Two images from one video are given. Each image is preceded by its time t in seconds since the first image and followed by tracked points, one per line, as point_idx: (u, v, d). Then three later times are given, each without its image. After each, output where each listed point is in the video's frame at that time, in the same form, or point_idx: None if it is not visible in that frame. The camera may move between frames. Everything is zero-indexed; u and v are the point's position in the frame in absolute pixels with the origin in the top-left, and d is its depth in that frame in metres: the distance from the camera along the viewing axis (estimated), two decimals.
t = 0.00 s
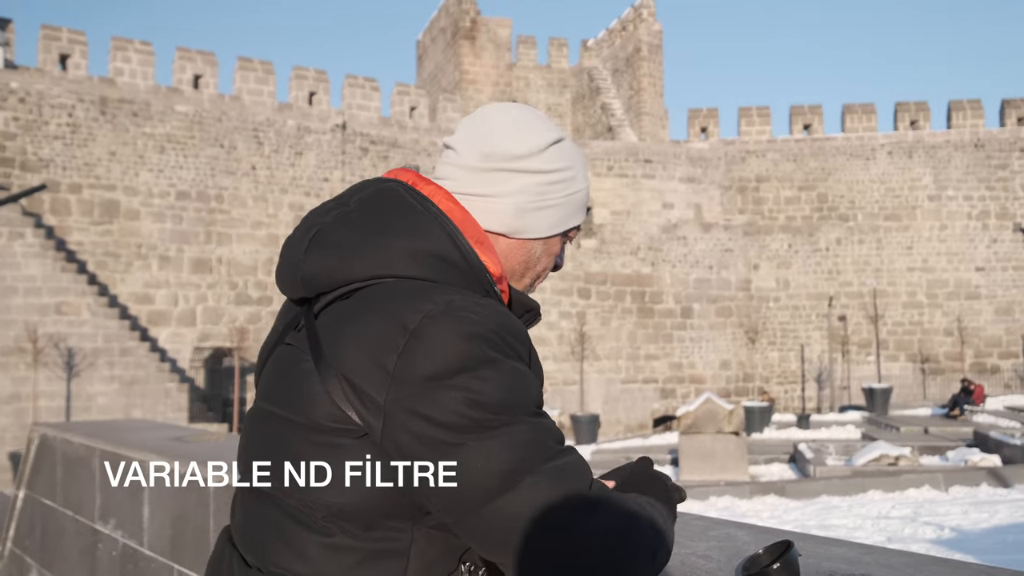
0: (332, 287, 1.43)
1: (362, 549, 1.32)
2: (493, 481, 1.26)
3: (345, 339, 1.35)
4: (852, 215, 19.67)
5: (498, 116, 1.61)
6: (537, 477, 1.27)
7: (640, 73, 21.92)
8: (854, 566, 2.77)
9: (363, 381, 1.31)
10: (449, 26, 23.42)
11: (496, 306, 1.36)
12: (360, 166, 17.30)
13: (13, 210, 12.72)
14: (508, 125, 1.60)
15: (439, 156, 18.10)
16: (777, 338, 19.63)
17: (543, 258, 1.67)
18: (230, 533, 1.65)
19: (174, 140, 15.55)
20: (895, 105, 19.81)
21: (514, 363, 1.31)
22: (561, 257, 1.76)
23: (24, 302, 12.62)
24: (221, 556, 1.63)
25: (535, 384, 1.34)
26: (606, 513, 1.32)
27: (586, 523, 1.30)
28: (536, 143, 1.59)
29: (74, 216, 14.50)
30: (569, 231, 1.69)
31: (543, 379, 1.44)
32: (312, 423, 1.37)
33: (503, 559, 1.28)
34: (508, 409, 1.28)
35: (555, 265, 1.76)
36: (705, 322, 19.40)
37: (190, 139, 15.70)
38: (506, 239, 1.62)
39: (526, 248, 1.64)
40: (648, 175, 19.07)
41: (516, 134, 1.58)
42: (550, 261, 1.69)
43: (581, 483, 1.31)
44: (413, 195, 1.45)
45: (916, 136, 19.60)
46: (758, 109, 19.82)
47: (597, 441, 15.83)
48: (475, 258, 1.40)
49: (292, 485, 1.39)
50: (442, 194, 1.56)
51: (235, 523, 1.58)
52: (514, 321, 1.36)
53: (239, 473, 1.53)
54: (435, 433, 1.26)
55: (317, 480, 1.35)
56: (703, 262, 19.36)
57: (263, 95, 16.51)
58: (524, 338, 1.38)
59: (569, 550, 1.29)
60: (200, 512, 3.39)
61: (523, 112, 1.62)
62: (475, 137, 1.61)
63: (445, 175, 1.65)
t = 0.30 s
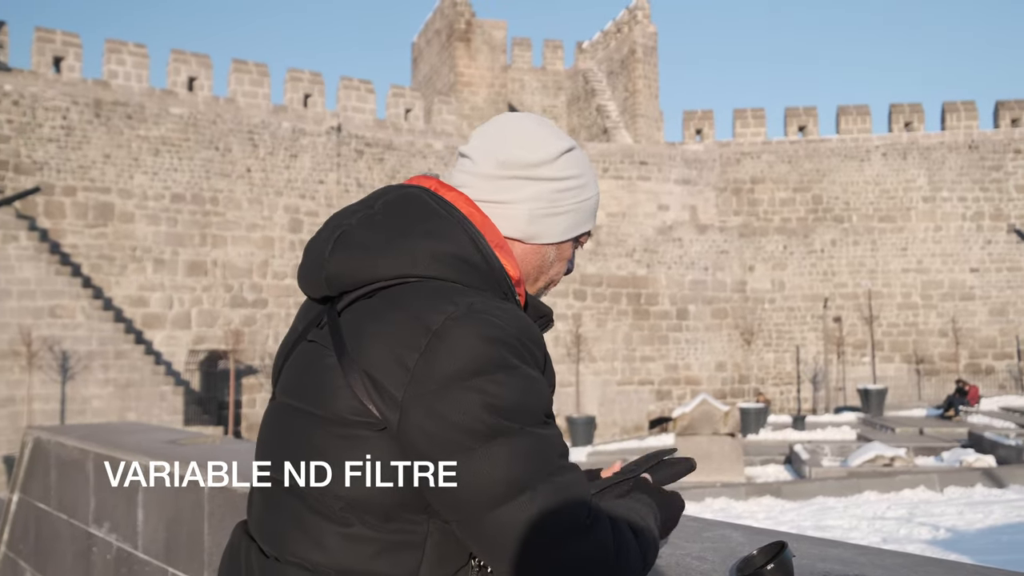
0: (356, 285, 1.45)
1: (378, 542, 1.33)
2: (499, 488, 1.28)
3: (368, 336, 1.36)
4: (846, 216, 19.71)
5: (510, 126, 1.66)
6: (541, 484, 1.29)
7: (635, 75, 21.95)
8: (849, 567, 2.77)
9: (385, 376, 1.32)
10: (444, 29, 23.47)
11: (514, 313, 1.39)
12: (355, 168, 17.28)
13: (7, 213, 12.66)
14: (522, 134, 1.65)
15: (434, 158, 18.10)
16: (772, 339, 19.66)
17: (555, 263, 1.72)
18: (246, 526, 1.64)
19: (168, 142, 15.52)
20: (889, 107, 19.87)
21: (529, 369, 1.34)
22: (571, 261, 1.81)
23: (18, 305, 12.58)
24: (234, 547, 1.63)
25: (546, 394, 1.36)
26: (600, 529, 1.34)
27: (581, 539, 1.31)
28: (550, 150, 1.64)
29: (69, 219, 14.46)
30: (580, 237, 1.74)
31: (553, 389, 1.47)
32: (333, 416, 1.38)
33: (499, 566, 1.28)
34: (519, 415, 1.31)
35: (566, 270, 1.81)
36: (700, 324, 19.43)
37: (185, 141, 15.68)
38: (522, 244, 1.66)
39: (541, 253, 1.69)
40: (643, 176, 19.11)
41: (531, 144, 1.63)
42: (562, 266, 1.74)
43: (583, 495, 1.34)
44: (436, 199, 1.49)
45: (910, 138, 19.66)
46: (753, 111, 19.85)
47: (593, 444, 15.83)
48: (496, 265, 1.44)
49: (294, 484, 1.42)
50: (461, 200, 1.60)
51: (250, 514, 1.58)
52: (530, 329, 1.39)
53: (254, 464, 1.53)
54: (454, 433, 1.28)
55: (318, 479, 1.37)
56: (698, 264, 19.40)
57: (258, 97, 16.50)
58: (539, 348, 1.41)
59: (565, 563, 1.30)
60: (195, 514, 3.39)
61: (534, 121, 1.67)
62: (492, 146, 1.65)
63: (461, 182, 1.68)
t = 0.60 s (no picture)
0: (356, 286, 1.46)
1: (375, 538, 1.33)
2: (493, 487, 1.28)
3: (368, 339, 1.36)
4: (841, 215, 19.74)
5: (508, 131, 1.67)
6: (537, 483, 1.30)
7: (629, 76, 21.98)
8: (845, 565, 2.76)
9: (382, 377, 1.32)
10: (437, 30, 23.47)
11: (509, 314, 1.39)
12: (350, 170, 17.27)
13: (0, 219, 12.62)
14: (518, 140, 1.66)
15: (428, 160, 18.10)
16: (768, 339, 19.68)
17: (553, 267, 1.74)
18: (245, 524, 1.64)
19: (162, 146, 15.49)
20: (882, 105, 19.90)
21: (524, 370, 1.33)
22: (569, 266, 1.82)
23: (12, 310, 12.55)
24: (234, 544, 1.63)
25: (541, 395, 1.36)
26: (594, 528, 1.34)
27: (575, 538, 1.31)
28: (545, 155, 1.65)
29: (62, 224, 14.43)
30: (577, 241, 1.76)
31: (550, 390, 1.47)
32: (331, 414, 1.38)
33: (496, 564, 1.28)
34: (514, 414, 1.31)
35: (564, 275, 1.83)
36: (695, 323, 19.45)
37: (179, 145, 15.66)
38: (519, 248, 1.68)
39: (538, 257, 1.70)
40: (637, 177, 19.12)
41: (528, 149, 1.64)
42: (559, 270, 1.75)
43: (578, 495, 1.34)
44: (435, 205, 1.49)
45: (904, 136, 19.69)
46: (746, 110, 19.88)
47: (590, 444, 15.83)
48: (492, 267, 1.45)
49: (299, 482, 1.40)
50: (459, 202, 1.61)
51: (248, 515, 1.57)
52: (527, 329, 1.39)
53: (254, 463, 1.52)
54: (450, 432, 1.28)
55: (317, 479, 1.36)
56: (693, 264, 19.43)
57: (251, 100, 16.49)
58: (536, 349, 1.41)
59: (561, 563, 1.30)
60: (190, 517, 3.37)
61: (531, 127, 1.67)
62: (490, 150, 1.67)
63: (460, 188, 1.70)
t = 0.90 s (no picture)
0: (347, 287, 1.45)
1: (369, 540, 1.33)
2: (486, 488, 1.27)
3: (360, 340, 1.35)
4: (835, 215, 19.80)
5: (500, 133, 1.66)
6: (528, 482, 1.29)
7: (623, 77, 22.01)
8: (841, 565, 2.76)
9: (373, 379, 1.32)
10: (431, 31, 23.46)
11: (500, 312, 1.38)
12: (344, 172, 17.25)
13: None
14: (510, 142, 1.65)
15: (422, 161, 18.08)
16: (762, 338, 19.72)
17: (545, 269, 1.72)
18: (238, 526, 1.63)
19: (155, 147, 15.45)
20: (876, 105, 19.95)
21: (516, 371, 1.33)
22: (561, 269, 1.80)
23: (5, 313, 12.50)
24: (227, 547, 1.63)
25: (534, 395, 1.35)
26: (586, 528, 1.33)
27: (567, 538, 1.30)
28: (537, 158, 1.64)
29: (55, 226, 14.38)
30: (569, 244, 1.74)
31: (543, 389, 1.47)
32: (324, 416, 1.37)
33: (489, 564, 1.28)
34: (506, 413, 1.30)
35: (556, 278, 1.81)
36: (690, 324, 19.46)
37: (172, 147, 15.61)
38: (511, 250, 1.66)
39: (531, 259, 1.69)
40: (631, 177, 19.12)
41: (519, 151, 1.63)
42: (550, 272, 1.74)
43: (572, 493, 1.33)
44: (426, 206, 1.48)
45: (897, 136, 19.74)
46: (741, 111, 19.91)
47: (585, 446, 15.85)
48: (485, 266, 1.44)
49: (296, 484, 1.39)
50: (450, 203, 1.60)
51: (242, 517, 1.57)
52: (518, 330, 1.38)
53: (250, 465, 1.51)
54: (442, 433, 1.27)
55: (317, 479, 1.36)
56: (688, 264, 19.45)
57: (245, 102, 16.46)
58: (527, 348, 1.40)
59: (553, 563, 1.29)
60: (184, 520, 3.36)
61: (523, 129, 1.67)
62: (481, 151, 1.65)
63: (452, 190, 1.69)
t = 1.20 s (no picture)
0: (342, 289, 1.44)
1: (368, 545, 1.32)
2: (489, 487, 1.27)
3: (357, 341, 1.34)
4: (830, 215, 19.80)
5: (495, 134, 1.65)
6: (528, 480, 1.28)
7: (617, 78, 22.03)
8: (838, 566, 2.74)
9: (372, 380, 1.31)
10: (425, 33, 23.50)
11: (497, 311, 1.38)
12: (338, 174, 17.28)
13: None
14: (505, 144, 1.64)
15: (416, 164, 18.10)
16: (758, 339, 19.69)
17: (538, 271, 1.73)
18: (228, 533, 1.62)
19: (150, 151, 15.48)
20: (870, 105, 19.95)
21: (514, 369, 1.32)
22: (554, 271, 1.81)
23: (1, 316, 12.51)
24: (219, 553, 1.61)
25: (532, 392, 1.35)
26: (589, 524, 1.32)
27: (570, 533, 1.29)
28: (532, 160, 1.63)
29: (51, 230, 14.41)
30: (563, 246, 1.75)
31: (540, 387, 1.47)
32: (320, 419, 1.36)
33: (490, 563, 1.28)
34: (504, 412, 1.30)
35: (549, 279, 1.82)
36: (686, 324, 19.45)
37: (167, 150, 15.64)
38: (506, 253, 1.67)
39: (525, 261, 1.69)
40: (626, 179, 19.10)
41: (514, 153, 1.63)
42: (544, 274, 1.74)
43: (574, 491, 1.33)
44: (420, 208, 1.48)
45: (891, 136, 19.74)
46: (735, 111, 19.92)
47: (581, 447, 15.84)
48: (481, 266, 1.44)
49: (292, 486, 1.38)
50: (445, 206, 1.60)
51: (234, 524, 1.55)
52: (514, 328, 1.37)
53: (245, 470, 1.50)
54: (441, 434, 1.26)
55: (317, 479, 1.34)
56: (683, 265, 19.44)
57: (239, 105, 16.49)
58: (526, 347, 1.40)
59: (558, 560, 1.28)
60: (179, 523, 3.36)
61: (517, 132, 1.67)
62: (476, 154, 1.65)
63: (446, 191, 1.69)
